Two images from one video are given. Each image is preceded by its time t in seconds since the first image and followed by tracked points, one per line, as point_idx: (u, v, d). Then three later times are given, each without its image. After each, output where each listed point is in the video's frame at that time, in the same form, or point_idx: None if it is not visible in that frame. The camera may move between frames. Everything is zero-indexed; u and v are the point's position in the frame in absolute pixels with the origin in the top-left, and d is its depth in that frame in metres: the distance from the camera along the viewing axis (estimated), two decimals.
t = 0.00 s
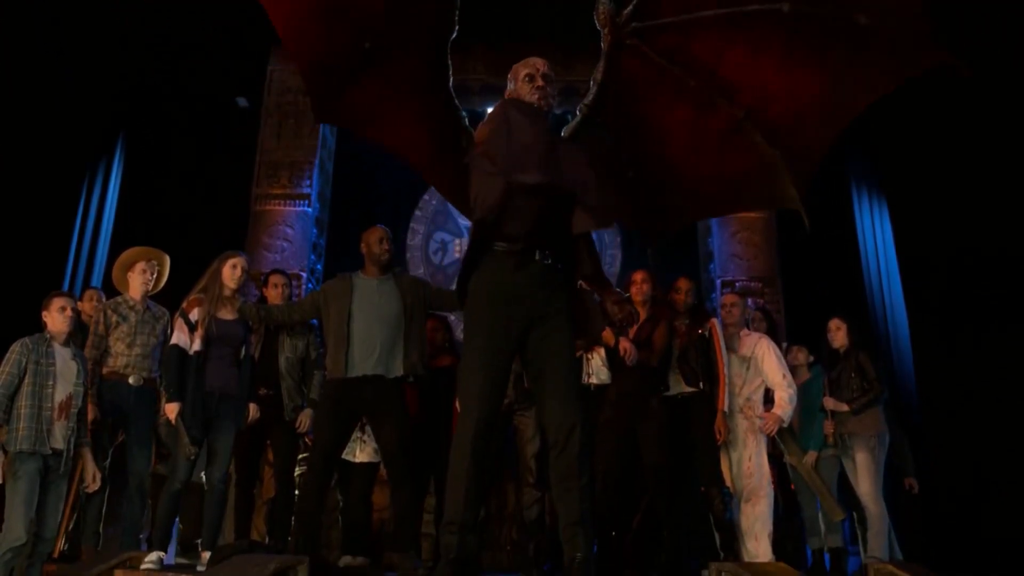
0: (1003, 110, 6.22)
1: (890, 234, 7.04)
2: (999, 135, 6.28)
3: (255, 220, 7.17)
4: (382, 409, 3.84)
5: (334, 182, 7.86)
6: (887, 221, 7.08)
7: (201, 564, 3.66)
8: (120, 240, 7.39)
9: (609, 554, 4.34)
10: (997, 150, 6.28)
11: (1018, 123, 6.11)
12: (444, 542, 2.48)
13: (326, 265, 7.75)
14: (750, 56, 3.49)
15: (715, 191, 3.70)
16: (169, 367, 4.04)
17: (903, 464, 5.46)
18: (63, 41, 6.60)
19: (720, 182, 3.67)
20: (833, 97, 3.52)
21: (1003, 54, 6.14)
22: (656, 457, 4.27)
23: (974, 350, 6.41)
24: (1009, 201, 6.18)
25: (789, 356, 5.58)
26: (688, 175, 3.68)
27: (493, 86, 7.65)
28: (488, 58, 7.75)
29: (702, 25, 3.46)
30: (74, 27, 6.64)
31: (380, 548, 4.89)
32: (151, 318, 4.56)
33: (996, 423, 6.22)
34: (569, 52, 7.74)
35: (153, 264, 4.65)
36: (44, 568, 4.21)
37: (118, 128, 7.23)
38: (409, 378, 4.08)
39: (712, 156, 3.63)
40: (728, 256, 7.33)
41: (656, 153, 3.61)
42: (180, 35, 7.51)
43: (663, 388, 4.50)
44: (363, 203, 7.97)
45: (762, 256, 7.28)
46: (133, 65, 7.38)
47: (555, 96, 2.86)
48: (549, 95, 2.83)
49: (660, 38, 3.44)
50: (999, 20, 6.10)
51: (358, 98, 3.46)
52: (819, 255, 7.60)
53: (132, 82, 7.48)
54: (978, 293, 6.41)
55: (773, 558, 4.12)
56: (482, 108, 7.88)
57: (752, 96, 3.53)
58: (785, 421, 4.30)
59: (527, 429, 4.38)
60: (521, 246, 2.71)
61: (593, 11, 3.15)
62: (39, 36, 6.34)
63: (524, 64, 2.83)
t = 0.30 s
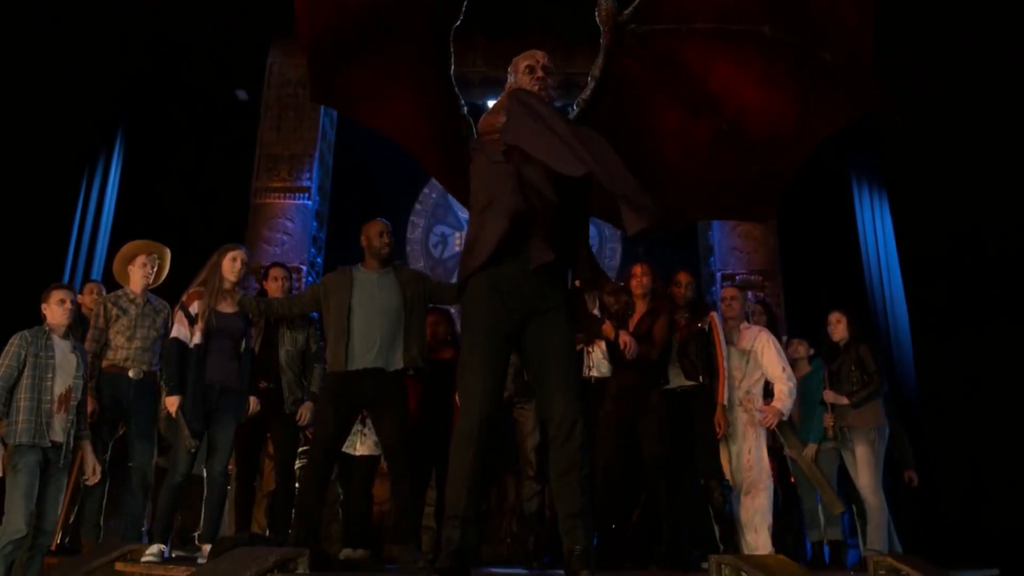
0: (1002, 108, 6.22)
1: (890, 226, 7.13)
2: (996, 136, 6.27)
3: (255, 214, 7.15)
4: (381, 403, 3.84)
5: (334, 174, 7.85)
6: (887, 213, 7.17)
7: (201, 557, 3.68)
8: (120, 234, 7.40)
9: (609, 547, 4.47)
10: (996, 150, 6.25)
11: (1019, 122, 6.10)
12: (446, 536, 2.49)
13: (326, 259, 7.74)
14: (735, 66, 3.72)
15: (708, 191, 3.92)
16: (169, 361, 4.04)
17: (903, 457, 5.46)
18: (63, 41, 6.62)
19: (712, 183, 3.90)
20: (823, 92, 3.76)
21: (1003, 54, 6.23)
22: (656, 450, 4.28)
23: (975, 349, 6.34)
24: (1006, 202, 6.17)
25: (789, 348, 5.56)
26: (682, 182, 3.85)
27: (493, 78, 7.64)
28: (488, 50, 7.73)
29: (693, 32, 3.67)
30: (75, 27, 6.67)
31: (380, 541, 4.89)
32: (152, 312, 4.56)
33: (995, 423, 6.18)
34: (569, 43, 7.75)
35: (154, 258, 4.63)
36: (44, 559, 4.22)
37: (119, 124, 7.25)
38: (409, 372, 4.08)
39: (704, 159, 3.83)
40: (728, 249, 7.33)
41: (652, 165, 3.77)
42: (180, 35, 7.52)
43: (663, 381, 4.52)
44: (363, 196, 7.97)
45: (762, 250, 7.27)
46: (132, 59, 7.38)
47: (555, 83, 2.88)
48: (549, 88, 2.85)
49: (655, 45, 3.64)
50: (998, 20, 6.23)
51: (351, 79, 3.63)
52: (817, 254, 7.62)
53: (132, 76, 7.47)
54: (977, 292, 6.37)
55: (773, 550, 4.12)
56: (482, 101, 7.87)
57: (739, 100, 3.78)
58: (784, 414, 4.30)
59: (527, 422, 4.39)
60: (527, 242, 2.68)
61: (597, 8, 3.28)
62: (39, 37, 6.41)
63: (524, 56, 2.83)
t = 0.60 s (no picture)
0: (1002, 106, 6.19)
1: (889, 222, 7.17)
2: (997, 134, 6.24)
3: (255, 211, 7.15)
4: (381, 400, 3.84)
5: (334, 171, 7.84)
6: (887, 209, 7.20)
7: (202, 553, 3.69)
8: (120, 232, 7.40)
9: (609, 544, 4.46)
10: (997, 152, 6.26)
11: (1019, 120, 6.06)
12: (443, 532, 2.49)
13: (327, 256, 7.74)
14: (735, 71, 3.69)
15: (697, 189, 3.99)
16: (169, 358, 4.04)
17: (903, 455, 5.46)
18: (63, 41, 6.63)
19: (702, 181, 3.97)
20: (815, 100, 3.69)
21: (1002, 54, 6.23)
22: (655, 448, 4.28)
23: (975, 349, 6.34)
24: (1006, 201, 6.13)
25: (790, 345, 5.57)
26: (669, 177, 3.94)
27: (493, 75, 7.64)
28: (488, 47, 7.73)
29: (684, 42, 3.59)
30: (75, 27, 6.67)
31: (380, 538, 4.90)
32: (153, 309, 4.58)
33: (995, 423, 6.17)
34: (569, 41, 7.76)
35: (154, 255, 4.64)
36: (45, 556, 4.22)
37: (118, 123, 7.23)
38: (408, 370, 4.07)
39: (702, 155, 3.92)
40: (728, 247, 7.33)
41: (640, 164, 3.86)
42: (179, 35, 7.53)
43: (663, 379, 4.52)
44: (363, 192, 7.97)
45: (762, 247, 7.28)
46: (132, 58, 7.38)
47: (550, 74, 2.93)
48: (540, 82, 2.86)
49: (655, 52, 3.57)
50: (998, 20, 6.20)
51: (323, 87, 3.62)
52: (817, 253, 7.68)
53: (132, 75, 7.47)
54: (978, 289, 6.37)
55: (773, 547, 4.13)
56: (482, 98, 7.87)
57: (737, 104, 3.79)
58: (784, 411, 4.29)
59: (527, 419, 4.39)
60: (522, 226, 2.71)
61: None
62: (39, 36, 6.42)
63: (522, 53, 2.88)
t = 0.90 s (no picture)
0: (1001, 107, 6.29)
1: (890, 221, 7.05)
2: (996, 136, 6.35)
3: (254, 210, 7.14)
4: (381, 399, 3.84)
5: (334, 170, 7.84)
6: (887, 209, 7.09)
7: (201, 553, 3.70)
8: (119, 232, 7.40)
9: (609, 544, 4.43)
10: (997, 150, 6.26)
11: (1018, 122, 6.18)
12: (441, 531, 2.49)
13: (327, 256, 7.74)
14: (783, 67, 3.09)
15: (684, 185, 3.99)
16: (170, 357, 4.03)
17: (903, 454, 5.45)
18: (63, 40, 6.65)
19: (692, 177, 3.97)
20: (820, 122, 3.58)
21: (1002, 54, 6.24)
22: (655, 446, 4.28)
23: (975, 349, 6.39)
24: (1006, 202, 6.26)
25: (790, 344, 5.58)
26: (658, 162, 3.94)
27: (493, 74, 7.64)
28: (488, 46, 7.75)
29: (708, 41, 3.07)
30: (74, 27, 6.69)
31: (380, 537, 4.90)
32: (154, 307, 4.58)
33: (995, 422, 6.21)
34: (569, 40, 7.80)
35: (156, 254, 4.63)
36: (44, 556, 4.22)
37: (118, 122, 7.24)
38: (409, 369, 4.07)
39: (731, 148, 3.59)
40: (728, 245, 7.32)
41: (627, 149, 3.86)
42: (179, 35, 7.55)
43: (663, 378, 4.52)
44: (363, 193, 7.97)
45: (762, 246, 7.27)
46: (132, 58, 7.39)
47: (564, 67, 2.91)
48: (550, 79, 2.85)
49: (672, 56, 3.08)
50: (998, 20, 6.15)
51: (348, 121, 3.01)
52: (817, 253, 7.58)
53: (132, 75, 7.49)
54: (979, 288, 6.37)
55: (773, 546, 4.13)
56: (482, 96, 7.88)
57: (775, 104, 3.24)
58: (784, 409, 4.28)
59: (527, 418, 4.38)
60: (510, 222, 2.70)
61: None
62: (39, 36, 6.43)
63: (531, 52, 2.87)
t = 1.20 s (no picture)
0: (1002, 105, 6.29)
1: (890, 221, 7.09)
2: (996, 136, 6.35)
3: (255, 210, 7.14)
4: (381, 399, 3.84)
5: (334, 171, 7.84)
6: (887, 209, 7.14)
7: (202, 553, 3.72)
8: (119, 231, 7.40)
9: (609, 544, 4.44)
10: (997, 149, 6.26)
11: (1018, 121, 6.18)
12: (443, 531, 2.50)
13: (326, 256, 7.74)
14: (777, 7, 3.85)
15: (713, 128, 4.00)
16: (170, 357, 4.02)
17: (903, 454, 5.46)
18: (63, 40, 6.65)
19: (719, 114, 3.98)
20: (866, 20, 3.79)
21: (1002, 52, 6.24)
22: (655, 446, 4.28)
23: (975, 349, 6.37)
24: (1007, 201, 6.24)
25: (791, 344, 5.59)
26: (682, 103, 3.99)
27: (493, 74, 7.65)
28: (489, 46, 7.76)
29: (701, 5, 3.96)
30: (75, 27, 6.77)
31: (380, 536, 4.91)
32: (156, 307, 4.59)
33: (995, 423, 6.21)
34: (569, 40, 7.80)
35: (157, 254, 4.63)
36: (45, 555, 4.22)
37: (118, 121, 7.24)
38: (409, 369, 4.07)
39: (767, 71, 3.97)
40: (728, 245, 7.32)
41: (643, 108, 3.91)
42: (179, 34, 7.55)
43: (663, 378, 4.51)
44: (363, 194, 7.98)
45: (762, 247, 7.27)
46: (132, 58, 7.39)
47: (553, 55, 2.81)
48: (533, 73, 2.77)
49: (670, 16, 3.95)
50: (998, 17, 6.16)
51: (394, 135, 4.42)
52: (818, 254, 7.51)
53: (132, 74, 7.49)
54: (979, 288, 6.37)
55: (773, 546, 4.14)
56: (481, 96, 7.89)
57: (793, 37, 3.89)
58: (784, 408, 4.29)
59: (527, 418, 4.38)
60: (503, 225, 2.72)
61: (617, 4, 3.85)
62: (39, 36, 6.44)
63: (512, 42, 2.78)
